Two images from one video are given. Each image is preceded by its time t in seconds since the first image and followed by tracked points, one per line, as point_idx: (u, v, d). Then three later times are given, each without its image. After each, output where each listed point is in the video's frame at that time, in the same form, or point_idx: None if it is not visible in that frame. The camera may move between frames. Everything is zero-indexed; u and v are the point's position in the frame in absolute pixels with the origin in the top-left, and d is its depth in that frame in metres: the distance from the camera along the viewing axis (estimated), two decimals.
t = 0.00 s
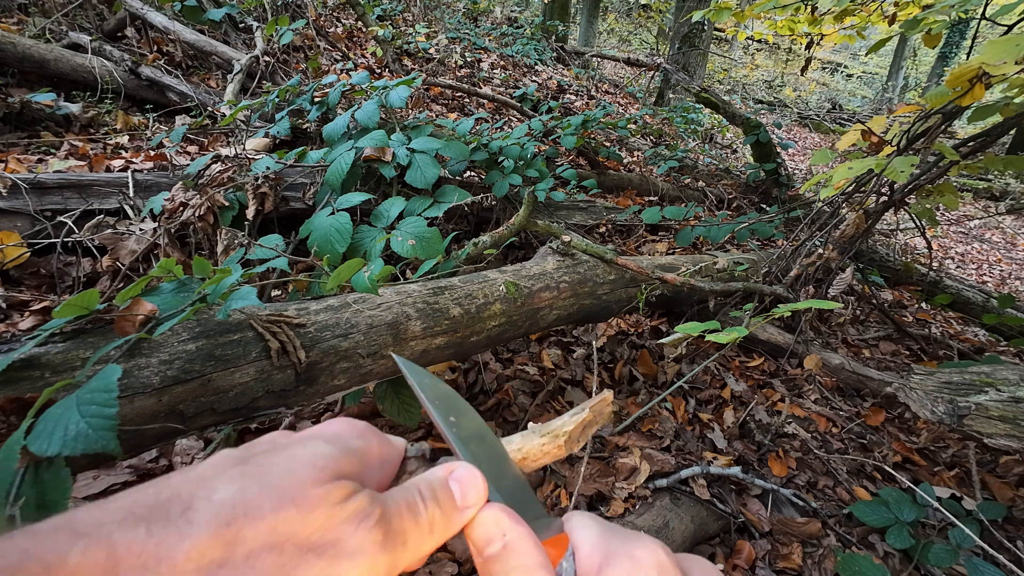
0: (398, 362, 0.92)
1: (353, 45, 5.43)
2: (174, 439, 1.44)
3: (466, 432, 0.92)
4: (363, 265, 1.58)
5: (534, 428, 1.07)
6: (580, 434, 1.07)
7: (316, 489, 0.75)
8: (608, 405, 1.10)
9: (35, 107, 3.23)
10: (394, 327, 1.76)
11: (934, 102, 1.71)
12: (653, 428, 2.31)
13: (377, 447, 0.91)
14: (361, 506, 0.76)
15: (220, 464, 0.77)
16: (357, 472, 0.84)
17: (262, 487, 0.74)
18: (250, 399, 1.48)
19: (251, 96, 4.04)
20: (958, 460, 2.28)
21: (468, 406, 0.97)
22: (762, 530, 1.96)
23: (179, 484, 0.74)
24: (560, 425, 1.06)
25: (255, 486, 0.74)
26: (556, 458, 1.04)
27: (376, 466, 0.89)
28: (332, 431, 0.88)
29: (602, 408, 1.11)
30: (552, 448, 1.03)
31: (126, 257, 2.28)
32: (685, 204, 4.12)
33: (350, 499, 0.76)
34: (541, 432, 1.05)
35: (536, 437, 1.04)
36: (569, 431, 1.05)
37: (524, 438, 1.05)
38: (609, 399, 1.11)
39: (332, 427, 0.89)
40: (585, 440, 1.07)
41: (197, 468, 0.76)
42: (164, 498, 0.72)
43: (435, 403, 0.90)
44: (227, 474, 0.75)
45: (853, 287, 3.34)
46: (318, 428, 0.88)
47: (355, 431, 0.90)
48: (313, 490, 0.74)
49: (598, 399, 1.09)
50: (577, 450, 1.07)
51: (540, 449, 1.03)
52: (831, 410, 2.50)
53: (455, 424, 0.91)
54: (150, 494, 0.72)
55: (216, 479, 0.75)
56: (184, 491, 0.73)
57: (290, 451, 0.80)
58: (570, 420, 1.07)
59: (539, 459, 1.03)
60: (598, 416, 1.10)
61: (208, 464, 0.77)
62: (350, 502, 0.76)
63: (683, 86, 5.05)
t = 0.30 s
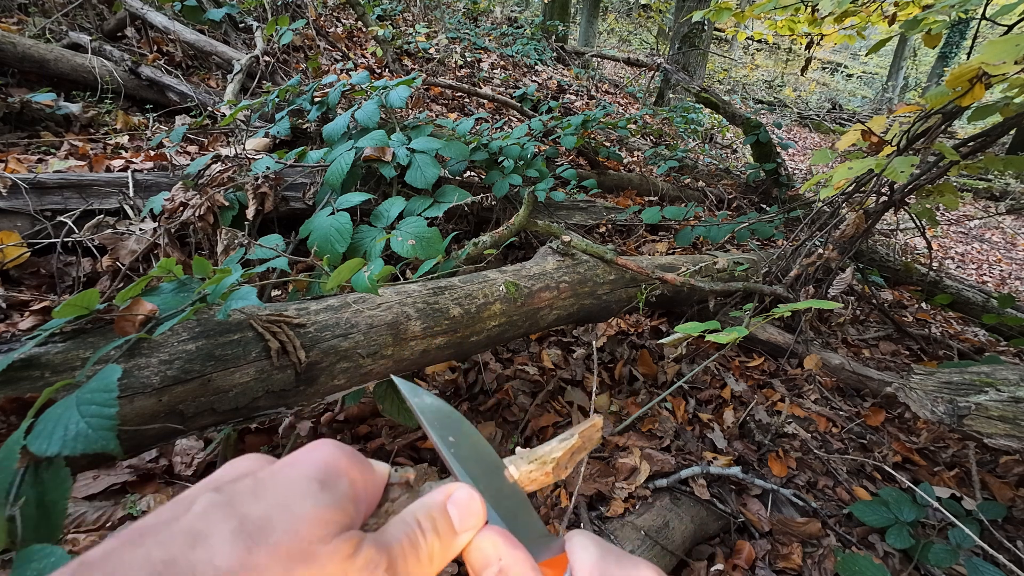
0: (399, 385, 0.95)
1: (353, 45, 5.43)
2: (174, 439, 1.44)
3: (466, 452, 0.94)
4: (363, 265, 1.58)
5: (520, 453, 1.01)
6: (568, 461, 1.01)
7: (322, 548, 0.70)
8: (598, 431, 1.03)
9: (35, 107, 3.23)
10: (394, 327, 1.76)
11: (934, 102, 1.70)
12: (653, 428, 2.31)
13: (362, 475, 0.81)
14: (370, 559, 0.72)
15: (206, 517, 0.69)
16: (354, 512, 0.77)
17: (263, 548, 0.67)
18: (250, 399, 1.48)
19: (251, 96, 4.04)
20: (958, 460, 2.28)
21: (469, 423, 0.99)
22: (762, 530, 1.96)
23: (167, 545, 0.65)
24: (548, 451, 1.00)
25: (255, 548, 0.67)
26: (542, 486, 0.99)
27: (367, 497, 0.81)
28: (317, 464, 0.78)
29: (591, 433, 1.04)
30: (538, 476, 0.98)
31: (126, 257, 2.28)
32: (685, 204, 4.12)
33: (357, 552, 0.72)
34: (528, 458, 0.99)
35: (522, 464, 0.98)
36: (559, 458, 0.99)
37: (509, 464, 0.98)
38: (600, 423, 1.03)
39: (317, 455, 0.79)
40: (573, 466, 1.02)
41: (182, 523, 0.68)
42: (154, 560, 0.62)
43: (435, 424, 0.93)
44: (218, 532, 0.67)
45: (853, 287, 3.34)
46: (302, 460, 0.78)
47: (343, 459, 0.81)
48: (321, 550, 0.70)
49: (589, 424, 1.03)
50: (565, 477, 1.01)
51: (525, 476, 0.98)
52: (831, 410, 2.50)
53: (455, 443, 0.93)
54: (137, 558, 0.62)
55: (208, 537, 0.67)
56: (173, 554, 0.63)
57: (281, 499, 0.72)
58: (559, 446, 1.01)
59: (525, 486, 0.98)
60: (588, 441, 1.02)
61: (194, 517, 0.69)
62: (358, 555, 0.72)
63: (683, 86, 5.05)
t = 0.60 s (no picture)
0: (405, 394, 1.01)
1: (353, 45, 5.42)
2: (174, 439, 1.44)
3: (465, 459, 0.96)
4: (363, 264, 1.58)
5: (525, 455, 1.00)
6: (572, 463, 0.99)
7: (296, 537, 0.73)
8: (604, 430, 1.00)
9: (35, 107, 3.23)
10: (394, 327, 1.76)
11: (934, 102, 1.70)
12: (653, 428, 2.31)
13: (359, 479, 0.87)
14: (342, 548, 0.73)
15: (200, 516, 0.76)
16: (346, 511, 0.81)
17: (243, 542, 0.73)
18: (249, 399, 1.48)
19: (251, 96, 4.04)
20: (958, 460, 2.28)
21: (468, 433, 1.01)
22: (762, 530, 1.96)
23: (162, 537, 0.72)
24: (551, 453, 0.98)
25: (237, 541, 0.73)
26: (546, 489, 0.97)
27: (364, 501, 0.86)
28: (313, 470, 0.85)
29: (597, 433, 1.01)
30: (541, 479, 0.96)
31: (126, 257, 2.28)
32: (685, 204, 4.12)
33: (332, 541, 0.74)
34: (530, 462, 0.97)
35: (524, 467, 0.97)
36: (562, 461, 0.97)
37: (512, 467, 0.98)
38: (606, 422, 1.00)
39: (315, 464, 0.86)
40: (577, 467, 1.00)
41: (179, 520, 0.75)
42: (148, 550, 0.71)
43: (435, 430, 0.96)
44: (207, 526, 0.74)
45: (853, 287, 3.34)
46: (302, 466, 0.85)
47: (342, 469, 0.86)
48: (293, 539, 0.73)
49: (594, 424, 0.99)
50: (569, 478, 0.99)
51: (527, 480, 0.96)
52: (831, 411, 2.50)
53: (455, 450, 0.96)
54: (138, 551, 0.70)
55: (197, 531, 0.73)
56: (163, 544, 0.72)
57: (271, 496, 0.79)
58: (562, 447, 0.99)
59: (529, 490, 0.97)
60: (593, 441, 1.00)
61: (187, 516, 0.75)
62: (332, 544, 0.73)
63: (683, 86, 5.05)
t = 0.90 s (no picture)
0: (387, 400, 0.92)
1: (353, 45, 5.42)
2: (174, 439, 1.44)
3: (452, 474, 0.90)
4: (363, 265, 1.58)
5: (520, 462, 1.03)
6: (566, 471, 1.03)
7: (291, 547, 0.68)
8: (598, 440, 1.07)
9: (35, 107, 3.23)
10: (394, 327, 1.76)
11: (934, 102, 1.70)
12: (653, 428, 2.31)
13: (352, 488, 0.85)
14: (339, 559, 0.68)
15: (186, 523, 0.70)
16: (339, 521, 0.78)
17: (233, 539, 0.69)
18: (249, 399, 1.48)
19: (251, 96, 4.04)
20: (958, 460, 2.28)
21: (454, 444, 0.97)
22: (762, 530, 1.96)
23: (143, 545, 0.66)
24: (547, 460, 1.02)
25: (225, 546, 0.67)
26: (542, 495, 1.00)
27: (357, 510, 0.83)
28: (307, 478, 0.82)
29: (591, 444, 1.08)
30: (537, 485, 0.99)
31: (126, 257, 2.28)
32: (685, 204, 4.12)
33: (329, 551, 0.69)
34: (527, 468, 1.00)
35: (521, 473, 1.00)
36: (557, 467, 1.01)
37: (509, 473, 1.00)
38: (599, 432, 1.08)
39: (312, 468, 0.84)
40: (570, 475, 1.05)
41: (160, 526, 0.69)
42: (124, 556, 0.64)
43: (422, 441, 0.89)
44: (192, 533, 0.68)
45: (853, 287, 3.35)
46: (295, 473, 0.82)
47: (339, 475, 0.85)
48: (287, 549, 0.68)
49: (588, 433, 1.06)
50: (562, 486, 1.04)
51: (524, 486, 0.99)
52: (831, 410, 2.50)
53: (442, 463, 0.90)
54: (119, 549, 0.65)
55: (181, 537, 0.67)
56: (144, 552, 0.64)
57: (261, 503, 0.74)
58: (557, 455, 1.03)
59: (524, 497, 1.00)
60: (586, 451, 1.06)
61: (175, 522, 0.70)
62: (328, 556, 0.69)
63: (683, 86, 5.05)
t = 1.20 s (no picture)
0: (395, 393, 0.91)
1: (353, 45, 5.42)
2: (174, 439, 1.44)
3: (462, 466, 0.92)
4: (362, 264, 1.58)
5: (520, 457, 0.98)
6: (568, 466, 0.97)
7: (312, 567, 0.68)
8: (599, 434, 0.98)
9: (34, 107, 3.23)
10: (394, 327, 1.76)
11: (934, 102, 1.70)
12: (653, 428, 2.31)
13: (353, 490, 0.82)
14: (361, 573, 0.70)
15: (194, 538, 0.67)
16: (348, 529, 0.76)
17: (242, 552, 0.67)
18: (250, 399, 1.48)
19: (251, 96, 4.04)
20: (958, 460, 2.28)
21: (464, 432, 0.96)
22: (762, 530, 1.96)
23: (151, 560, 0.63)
24: (547, 456, 0.96)
25: (239, 559, 0.65)
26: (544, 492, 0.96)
27: (359, 513, 0.81)
28: (309, 478, 0.79)
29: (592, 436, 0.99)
30: (537, 482, 0.95)
31: (126, 257, 2.28)
32: (685, 204, 4.12)
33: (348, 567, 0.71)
34: (526, 465, 0.96)
35: (520, 471, 0.95)
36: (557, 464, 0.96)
37: (509, 470, 0.97)
38: (603, 424, 0.98)
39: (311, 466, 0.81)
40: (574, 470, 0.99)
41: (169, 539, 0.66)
42: None
43: (431, 437, 0.90)
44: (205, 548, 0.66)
45: (853, 287, 3.35)
46: (294, 474, 0.79)
47: (339, 473, 0.82)
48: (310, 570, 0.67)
49: (589, 426, 0.97)
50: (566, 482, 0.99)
51: (523, 483, 0.95)
52: (831, 410, 2.50)
53: (450, 456, 0.91)
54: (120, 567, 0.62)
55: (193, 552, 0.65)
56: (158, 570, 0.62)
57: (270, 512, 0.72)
58: (558, 450, 0.97)
59: (525, 494, 0.96)
60: (588, 444, 0.99)
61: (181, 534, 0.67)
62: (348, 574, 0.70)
63: (684, 86, 5.05)
